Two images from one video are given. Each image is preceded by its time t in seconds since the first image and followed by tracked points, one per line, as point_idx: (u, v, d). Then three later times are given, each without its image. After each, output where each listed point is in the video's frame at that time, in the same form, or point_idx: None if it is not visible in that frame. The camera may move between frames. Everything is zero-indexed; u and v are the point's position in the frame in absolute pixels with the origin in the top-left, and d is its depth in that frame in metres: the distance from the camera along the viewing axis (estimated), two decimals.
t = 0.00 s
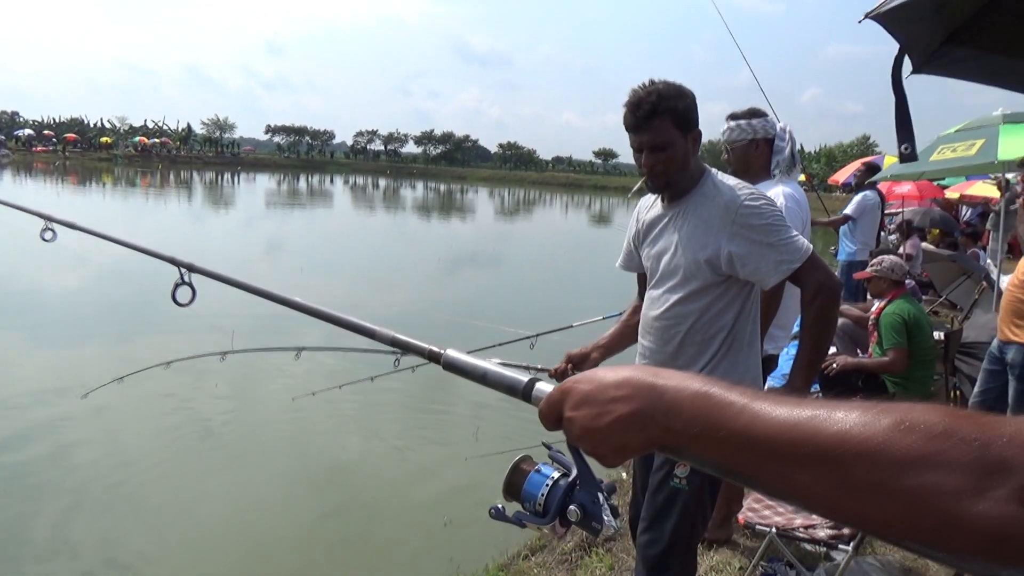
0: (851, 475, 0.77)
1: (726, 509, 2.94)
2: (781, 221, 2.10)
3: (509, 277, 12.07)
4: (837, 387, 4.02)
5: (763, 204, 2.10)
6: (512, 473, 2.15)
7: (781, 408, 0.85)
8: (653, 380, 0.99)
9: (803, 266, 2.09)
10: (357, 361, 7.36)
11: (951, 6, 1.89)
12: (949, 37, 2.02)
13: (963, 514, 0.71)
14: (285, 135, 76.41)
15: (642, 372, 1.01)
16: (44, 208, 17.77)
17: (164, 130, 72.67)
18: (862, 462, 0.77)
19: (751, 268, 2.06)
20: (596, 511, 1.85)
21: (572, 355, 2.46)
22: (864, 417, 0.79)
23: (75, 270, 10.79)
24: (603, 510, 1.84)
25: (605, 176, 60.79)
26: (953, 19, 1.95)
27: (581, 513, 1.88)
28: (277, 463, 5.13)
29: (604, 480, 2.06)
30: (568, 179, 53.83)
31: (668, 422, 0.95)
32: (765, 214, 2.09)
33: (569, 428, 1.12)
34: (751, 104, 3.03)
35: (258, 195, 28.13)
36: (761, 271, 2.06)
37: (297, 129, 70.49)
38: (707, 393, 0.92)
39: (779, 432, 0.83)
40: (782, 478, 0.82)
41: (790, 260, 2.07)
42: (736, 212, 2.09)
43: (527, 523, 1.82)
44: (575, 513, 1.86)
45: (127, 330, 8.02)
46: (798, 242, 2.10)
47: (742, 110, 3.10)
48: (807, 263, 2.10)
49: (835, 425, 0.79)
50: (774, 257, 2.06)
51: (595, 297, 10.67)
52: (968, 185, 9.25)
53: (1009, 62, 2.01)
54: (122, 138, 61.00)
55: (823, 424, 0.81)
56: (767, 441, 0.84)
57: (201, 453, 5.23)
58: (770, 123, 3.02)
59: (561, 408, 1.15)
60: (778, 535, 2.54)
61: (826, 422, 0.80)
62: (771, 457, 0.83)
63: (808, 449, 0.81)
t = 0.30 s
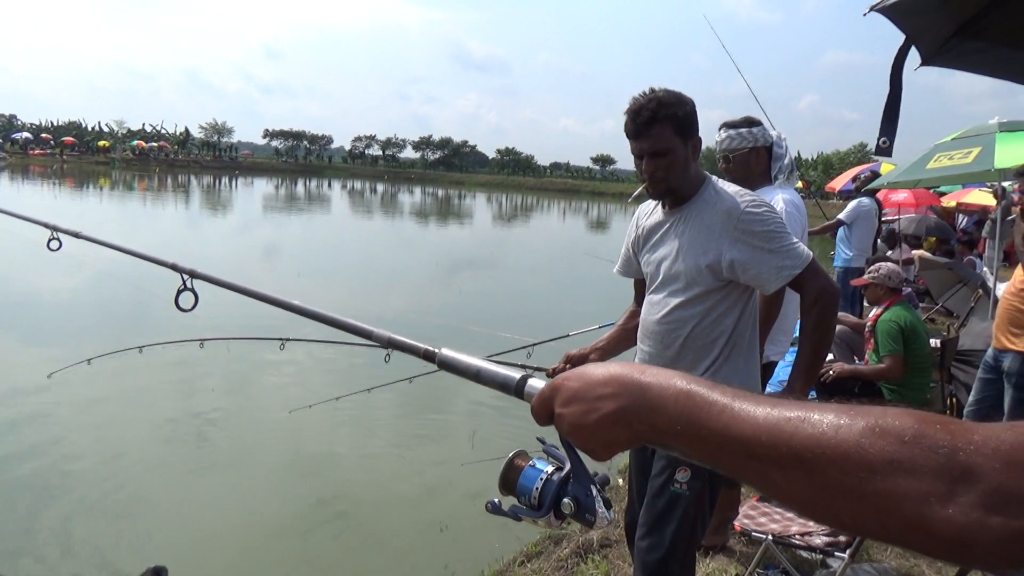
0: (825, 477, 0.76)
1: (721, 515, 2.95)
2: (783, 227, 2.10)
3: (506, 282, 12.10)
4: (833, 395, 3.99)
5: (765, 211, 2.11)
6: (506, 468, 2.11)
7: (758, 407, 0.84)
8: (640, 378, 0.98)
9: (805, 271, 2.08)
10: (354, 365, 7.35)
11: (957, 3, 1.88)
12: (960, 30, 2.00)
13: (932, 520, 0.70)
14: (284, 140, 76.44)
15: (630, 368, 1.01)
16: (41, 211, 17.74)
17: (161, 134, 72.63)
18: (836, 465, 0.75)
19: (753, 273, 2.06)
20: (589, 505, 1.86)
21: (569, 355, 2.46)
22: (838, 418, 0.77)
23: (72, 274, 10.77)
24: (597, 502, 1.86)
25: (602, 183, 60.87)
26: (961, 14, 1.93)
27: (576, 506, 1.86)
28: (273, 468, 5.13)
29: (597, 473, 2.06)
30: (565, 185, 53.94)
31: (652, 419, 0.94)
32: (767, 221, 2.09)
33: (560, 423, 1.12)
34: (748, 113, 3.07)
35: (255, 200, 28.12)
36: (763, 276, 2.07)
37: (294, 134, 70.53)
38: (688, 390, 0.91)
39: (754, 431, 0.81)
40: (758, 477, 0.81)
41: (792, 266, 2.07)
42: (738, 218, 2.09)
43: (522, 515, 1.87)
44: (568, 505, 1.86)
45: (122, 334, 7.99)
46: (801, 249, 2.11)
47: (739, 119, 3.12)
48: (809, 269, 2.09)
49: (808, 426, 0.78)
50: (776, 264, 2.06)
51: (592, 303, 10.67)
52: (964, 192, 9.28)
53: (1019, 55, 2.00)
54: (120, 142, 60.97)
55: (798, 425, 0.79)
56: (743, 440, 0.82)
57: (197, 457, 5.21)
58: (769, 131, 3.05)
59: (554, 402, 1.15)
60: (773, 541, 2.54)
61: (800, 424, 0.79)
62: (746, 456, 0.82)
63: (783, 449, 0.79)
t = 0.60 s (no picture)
0: (813, 459, 0.75)
1: (717, 517, 2.94)
2: (787, 232, 2.11)
3: (502, 285, 12.10)
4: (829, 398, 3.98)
5: (771, 216, 2.11)
6: (509, 442, 2.10)
7: (753, 388, 0.83)
8: (637, 357, 0.98)
9: (810, 278, 2.11)
10: (350, 367, 7.34)
11: (958, 4, 1.91)
12: (964, 31, 2.02)
13: (917, 503, 0.69)
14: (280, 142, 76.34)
15: (628, 348, 1.00)
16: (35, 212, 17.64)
17: (157, 135, 72.48)
18: (824, 448, 0.74)
19: (757, 278, 2.08)
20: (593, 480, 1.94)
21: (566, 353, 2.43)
22: (828, 399, 0.76)
23: (66, 276, 10.72)
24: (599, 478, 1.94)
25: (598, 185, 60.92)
26: (963, 16, 1.96)
27: (580, 481, 1.92)
28: (270, 470, 5.12)
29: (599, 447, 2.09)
30: (561, 187, 53.95)
31: (648, 399, 0.94)
32: (773, 226, 2.09)
33: (560, 401, 1.12)
34: (739, 117, 3.07)
35: (251, 201, 28.04)
36: (768, 281, 2.08)
37: (290, 136, 70.45)
38: (684, 371, 0.90)
39: (745, 412, 0.80)
40: (748, 457, 0.80)
41: (797, 271, 2.08)
42: (743, 223, 2.10)
43: (525, 492, 1.95)
44: (572, 482, 1.92)
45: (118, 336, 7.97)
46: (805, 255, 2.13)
47: (730, 123, 3.12)
48: (814, 276, 2.12)
49: (799, 407, 0.77)
50: (781, 269, 2.08)
51: (588, 305, 10.66)
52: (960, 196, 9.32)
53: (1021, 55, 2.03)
54: (115, 143, 60.79)
55: (787, 407, 0.77)
56: (734, 421, 0.81)
57: (193, 460, 5.19)
58: (761, 134, 3.05)
59: (555, 380, 1.15)
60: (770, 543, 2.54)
61: (791, 405, 0.77)
62: (735, 438, 0.81)
63: (771, 431, 0.78)
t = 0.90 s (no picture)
0: (823, 442, 0.74)
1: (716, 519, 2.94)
2: (791, 234, 2.10)
3: (498, 286, 12.09)
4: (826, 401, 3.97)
5: (773, 218, 2.10)
6: (515, 417, 2.23)
7: (762, 367, 0.82)
8: (646, 334, 0.96)
9: (813, 278, 2.09)
10: (347, 368, 7.33)
11: (963, 3, 1.91)
12: (971, 28, 2.02)
13: (922, 487, 0.69)
14: (276, 143, 76.26)
15: (637, 323, 0.99)
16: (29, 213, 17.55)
17: (152, 136, 72.30)
18: (835, 431, 0.73)
19: (761, 280, 2.07)
20: (598, 452, 2.02)
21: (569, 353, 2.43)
22: (839, 381, 0.75)
23: (59, 277, 10.66)
24: (605, 449, 2.02)
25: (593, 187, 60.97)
26: (970, 14, 1.96)
27: (586, 452, 2.01)
28: (267, 472, 5.10)
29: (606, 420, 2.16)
30: (556, 189, 54.00)
31: (656, 374, 0.92)
32: (776, 228, 2.08)
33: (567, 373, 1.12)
34: (732, 120, 3.07)
35: (246, 202, 27.99)
36: (771, 283, 2.07)
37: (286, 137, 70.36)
38: (692, 348, 0.89)
39: (755, 392, 0.79)
40: (756, 437, 0.79)
41: (801, 273, 2.06)
42: (747, 225, 2.09)
43: (531, 466, 2.01)
44: (579, 452, 2.00)
45: (112, 338, 7.94)
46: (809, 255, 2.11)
47: (723, 126, 3.12)
48: (818, 276, 2.10)
49: (810, 388, 0.75)
50: (784, 271, 2.06)
51: (584, 307, 10.66)
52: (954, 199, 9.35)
53: None
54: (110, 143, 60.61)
55: (798, 389, 0.76)
56: (743, 401, 0.80)
57: (190, 461, 5.18)
58: (754, 137, 3.05)
59: (563, 351, 1.15)
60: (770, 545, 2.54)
61: (802, 386, 0.76)
62: (744, 416, 0.80)
63: (781, 412, 0.77)
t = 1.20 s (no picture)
0: (835, 476, 0.68)
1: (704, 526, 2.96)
2: (783, 243, 2.11)
3: (484, 288, 12.07)
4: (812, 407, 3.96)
5: (766, 227, 2.11)
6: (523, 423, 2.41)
7: (775, 391, 0.75)
8: (656, 354, 0.90)
9: (805, 286, 2.10)
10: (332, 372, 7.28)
11: (963, 6, 1.91)
12: (972, 34, 2.02)
13: (940, 526, 0.62)
14: (260, 144, 75.81)
15: (649, 341, 0.93)
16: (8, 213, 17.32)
17: (134, 136, 71.68)
18: (849, 464, 0.67)
19: (754, 290, 2.08)
20: (607, 455, 2.28)
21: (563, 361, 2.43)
22: (854, 410, 0.68)
23: (38, 278, 10.51)
24: (614, 455, 2.29)
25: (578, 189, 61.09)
26: (968, 20, 1.96)
27: (596, 458, 2.26)
28: (252, 476, 5.06)
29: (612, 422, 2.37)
30: (541, 191, 54.06)
31: (666, 396, 0.86)
32: (769, 237, 2.09)
33: (580, 388, 1.08)
34: (721, 128, 3.09)
35: (230, 203, 27.78)
36: (764, 292, 2.08)
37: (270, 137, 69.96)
38: (703, 371, 0.82)
39: (766, 421, 0.72)
40: (768, 468, 0.73)
41: (793, 281, 2.07)
42: (740, 235, 2.10)
43: (546, 472, 2.31)
44: (590, 461, 2.26)
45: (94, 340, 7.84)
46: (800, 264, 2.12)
47: (713, 134, 3.14)
48: (810, 285, 2.11)
49: (822, 418, 0.69)
50: (776, 280, 2.07)
51: (570, 310, 10.67)
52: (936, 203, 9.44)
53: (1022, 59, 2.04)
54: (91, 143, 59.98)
55: (811, 418, 0.70)
56: (753, 429, 0.74)
57: (174, 465, 5.12)
58: (743, 144, 3.07)
59: (577, 366, 1.10)
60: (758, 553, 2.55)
61: (816, 414, 0.70)
62: (755, 446, 0.73)
63: (792, 443, 0.70)
